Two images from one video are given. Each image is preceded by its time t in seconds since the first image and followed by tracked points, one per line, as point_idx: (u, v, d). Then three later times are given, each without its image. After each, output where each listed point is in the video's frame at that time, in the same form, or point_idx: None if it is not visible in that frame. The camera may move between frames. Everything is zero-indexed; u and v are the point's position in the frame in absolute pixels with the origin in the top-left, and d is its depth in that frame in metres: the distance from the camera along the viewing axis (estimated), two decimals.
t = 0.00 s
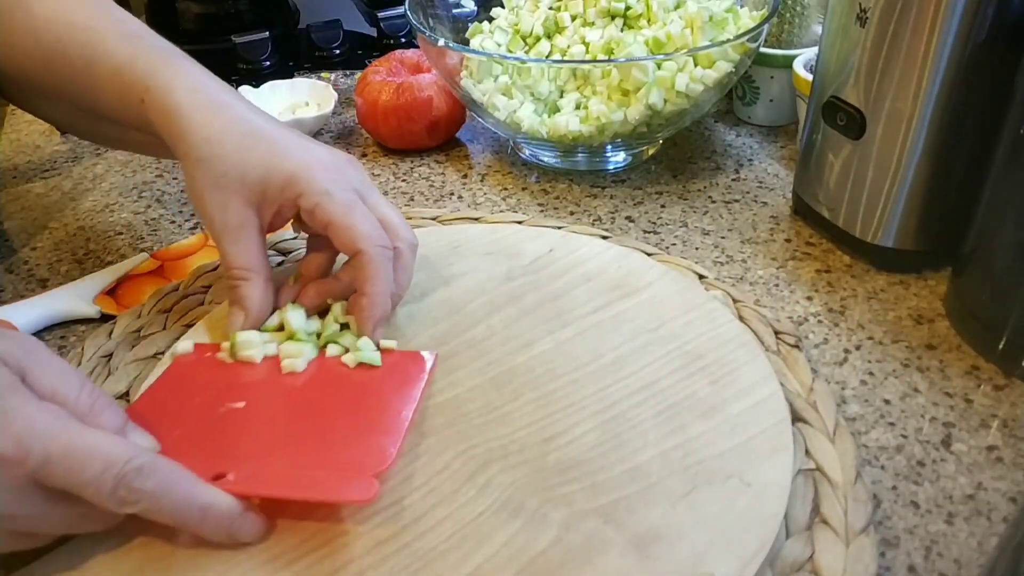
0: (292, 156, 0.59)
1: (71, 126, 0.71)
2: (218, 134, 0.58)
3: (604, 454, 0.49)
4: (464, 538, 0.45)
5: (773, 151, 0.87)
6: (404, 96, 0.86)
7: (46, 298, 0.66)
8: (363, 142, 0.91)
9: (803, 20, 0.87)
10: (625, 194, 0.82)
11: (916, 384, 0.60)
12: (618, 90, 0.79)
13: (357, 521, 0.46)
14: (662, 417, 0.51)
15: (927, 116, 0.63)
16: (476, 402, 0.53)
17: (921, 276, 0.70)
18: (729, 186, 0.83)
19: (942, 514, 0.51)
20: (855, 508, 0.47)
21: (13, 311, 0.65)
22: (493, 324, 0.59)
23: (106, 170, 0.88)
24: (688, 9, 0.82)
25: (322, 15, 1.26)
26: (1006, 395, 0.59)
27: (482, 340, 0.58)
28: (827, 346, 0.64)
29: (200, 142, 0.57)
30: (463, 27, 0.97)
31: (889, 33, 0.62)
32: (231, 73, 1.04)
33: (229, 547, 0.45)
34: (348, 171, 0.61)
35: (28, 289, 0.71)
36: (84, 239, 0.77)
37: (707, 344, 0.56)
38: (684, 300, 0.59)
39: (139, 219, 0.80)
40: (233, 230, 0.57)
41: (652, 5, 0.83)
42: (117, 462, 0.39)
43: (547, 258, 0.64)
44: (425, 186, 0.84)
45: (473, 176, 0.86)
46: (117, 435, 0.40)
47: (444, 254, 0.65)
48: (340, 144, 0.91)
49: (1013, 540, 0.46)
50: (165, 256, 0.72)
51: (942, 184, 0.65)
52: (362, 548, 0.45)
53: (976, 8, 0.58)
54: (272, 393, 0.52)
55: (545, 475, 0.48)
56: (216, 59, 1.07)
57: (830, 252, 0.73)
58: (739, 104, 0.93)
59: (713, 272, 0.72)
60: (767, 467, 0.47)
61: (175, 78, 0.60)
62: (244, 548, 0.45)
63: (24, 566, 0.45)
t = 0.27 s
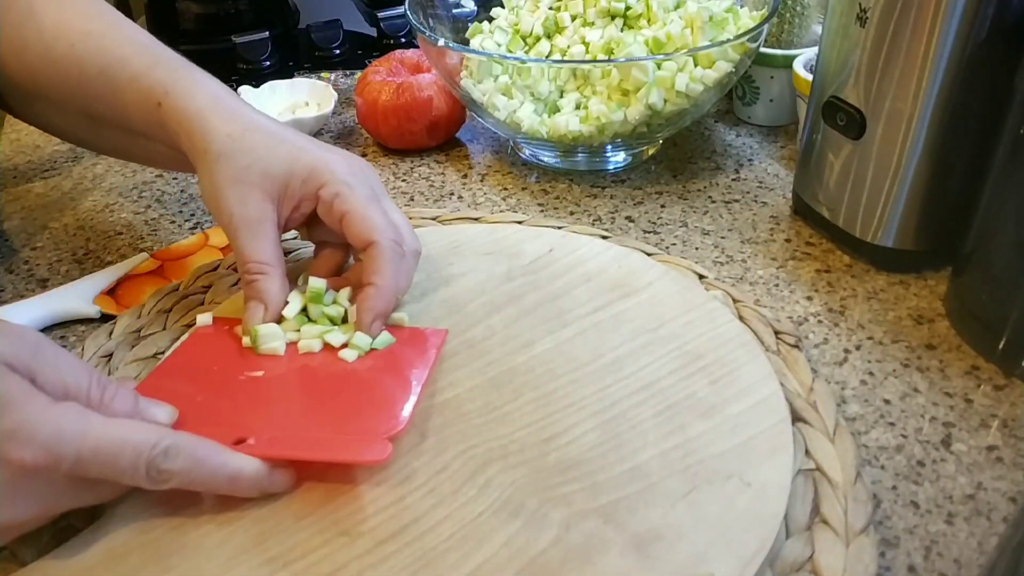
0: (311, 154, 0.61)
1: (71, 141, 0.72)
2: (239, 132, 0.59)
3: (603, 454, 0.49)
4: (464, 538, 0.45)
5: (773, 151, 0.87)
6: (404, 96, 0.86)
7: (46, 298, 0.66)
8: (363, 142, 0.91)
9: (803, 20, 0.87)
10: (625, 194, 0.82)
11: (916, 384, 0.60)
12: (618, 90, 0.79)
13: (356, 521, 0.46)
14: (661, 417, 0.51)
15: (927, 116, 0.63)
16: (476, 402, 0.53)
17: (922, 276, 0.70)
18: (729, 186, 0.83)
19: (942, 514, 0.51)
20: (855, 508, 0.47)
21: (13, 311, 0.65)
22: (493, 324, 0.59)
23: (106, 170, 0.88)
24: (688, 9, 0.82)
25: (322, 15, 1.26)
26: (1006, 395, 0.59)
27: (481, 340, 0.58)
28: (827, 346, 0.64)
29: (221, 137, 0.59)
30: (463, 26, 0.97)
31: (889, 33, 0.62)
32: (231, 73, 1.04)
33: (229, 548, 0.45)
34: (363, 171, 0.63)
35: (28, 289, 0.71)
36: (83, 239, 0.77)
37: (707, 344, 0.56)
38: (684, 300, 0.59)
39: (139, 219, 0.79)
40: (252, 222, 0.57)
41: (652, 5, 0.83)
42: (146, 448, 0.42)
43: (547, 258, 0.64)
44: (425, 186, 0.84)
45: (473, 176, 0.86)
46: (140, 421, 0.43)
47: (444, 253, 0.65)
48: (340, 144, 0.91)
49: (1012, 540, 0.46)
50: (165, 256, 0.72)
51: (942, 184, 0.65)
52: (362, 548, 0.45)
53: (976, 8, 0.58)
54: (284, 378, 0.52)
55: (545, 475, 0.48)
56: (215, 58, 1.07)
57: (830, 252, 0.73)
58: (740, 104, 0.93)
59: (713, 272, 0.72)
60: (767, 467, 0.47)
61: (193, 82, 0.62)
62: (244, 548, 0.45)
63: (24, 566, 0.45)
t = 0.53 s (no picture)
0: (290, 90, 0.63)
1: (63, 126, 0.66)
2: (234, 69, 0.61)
3: (603, 454, 0.49)
4: (464, 538, 0.45)
5: (773, 152, 0.87)
6: (404, 97, 0.86)
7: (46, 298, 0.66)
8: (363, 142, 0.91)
9: (803, 20, 0.87)
10: (625, 194, 0.82)
11: (916, 384, 0.60)
12: (618, 90, 0.79)
13: (357, 521, 0.46)
14: (662, 417, 0.51)
15: (927, 116, 0.63)
16: (476, 402, 0.53)
17: (921, 276, 0.70)
18: (729, 186, 0.83)
19: (942, 514, 0.51)
20: (855, 508, 0.47)
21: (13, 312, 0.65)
22: (493, 324, 0.59)
23: (106, 170, 0.88)
24: (688, 9, 0.82)
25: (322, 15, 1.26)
26: (1006, 395, 0.59)
27: (481, 340, 0.58)
28: (827, 346, 0.64)
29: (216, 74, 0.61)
30: (463, 27, 0.97)
31: (890, 33, 0.62)
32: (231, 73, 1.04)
33: (229, 547, 0.45)
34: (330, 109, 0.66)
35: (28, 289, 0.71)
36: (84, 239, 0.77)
37: (707, 343, 0.56)
38: (684, 300, 0.59)
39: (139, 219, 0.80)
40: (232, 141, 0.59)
41: (652, 5, 0.83)
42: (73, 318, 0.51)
43: (547, 258, 0.65)
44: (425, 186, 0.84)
45: (473, 176, 0.86)
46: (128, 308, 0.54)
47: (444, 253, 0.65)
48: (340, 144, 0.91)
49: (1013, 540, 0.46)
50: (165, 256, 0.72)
51: (942, 183, 0.65)
52: (362, 547, 0.45)
53: (976, 8, 0.58)
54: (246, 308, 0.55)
55: (545, 475, 0.48)
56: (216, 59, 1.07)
57: (830, 252, 0.73)
58: (739, 104, 0.93)
59: (712, 272, 0.72)
60: (766, 467, 0.47)
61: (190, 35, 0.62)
62: (244, 548, 0.45)
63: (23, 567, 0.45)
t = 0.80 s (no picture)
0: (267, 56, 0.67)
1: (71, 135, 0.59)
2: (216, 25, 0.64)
3: (603, 454, 0.49)
4: (464, 538, 0.45)
5: (773, 152, 0.87)
6: (404, 96, 0.86)
7: (47, 298, 0.66)
8: (363, 142, 0.91)
9: (803, 20, 0.87)
10: (625, 194, 0.82)
11: (916, 384, 0.60)
12: (618, 90, 0.79)
13: (357, 521, 0.46)
14: (662, 417, 0.51)
15: (927, 116, 0.63)
16: (476, 402, 0.53)
17: (921, 276, 0.70)
18: (729, 186, 0.83)
19: (942, 514, 0.51)
20: (854, 507, 0.47)
21: (13, 311, 0.65)
22: (493, 324, 0.59)
23: (106, 170, 0.88)
24: (688, 9, 0.83)
25: (323, 15, 1.26)
26: (1006, 395, 0.59)
27: (481, 340, 0.58)
28: (827, 346, 0.64)
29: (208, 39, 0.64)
30: (463, 26, 0.97)
31: (890, 33, 0.62)
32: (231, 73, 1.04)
33: (229, 548, 0.45)
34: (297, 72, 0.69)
35: (28, 289, 0.71)
36: (84, 239, 0.77)
37: (707, 343, 0.56)
38: (684, 300, 0.59)
39: (139, 219, 0.79)
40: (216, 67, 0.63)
41: (652, 5, 0.83)
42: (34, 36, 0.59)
43: (547, 258, 0.65)
44: (425, 186, 0.84)
45: (473, 176, 0.86)
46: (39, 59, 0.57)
47: (444, 254, 0.66)
48: (340, 144, 0.91)
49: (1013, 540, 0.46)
50: (165, 256, 0.72)
51: (942, 183, 0.65)
52: (362, 547, 0.45)
53: (976, 8, 0.58)
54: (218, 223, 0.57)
55: (545, 475, 0.48)
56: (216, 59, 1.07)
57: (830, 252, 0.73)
58: (739, 104, 0.93)
59: (713, 272, 0.72)
60: (766, 467, 0.47)
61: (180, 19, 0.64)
62: (244, 548, 0.45)
63: (23, 567, 0.45)
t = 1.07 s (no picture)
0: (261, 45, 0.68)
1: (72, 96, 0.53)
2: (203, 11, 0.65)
3: (603, 454, 0.49)
4: (464, 538, 0.45)
5: (773, 152, 0.87)
6: (404, 96, 0.86)
7: (46, 298, 0.66)
8: (363, 142, 0.91)
9: (803, 20, 0.87)
10: (625, 194, 0.82)
11: (916, 384, 0.60)
12: (618, 90, 0.79)
13: (357, 522, 0.46)
14: (662, 417, 0.51)
15: (927, 116, 0.63)
16: (476, 402, 0.53)
17: (921, 276, 0.70)
18: (729, 186, 0.83)
19: (942, 514, 0.51)
20: (854, 507, 0.47)
21: (13, 311, 0.65)
22: (494, 324, 0.59)
23: (106, 170, 0.88)
24: (688, 9, 0.83)
25: (323, 15, 1.26)
26: (1006, 395, 0.59)
27: (480, 341, 0.58)
28: (827, 346, 0.64)
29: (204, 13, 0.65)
30: (462, 26, 0.97)
31: (890, 33, 0.62)
32: (231, 73, 1.04)
33: (229, 548, 0.45)
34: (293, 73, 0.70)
35: (28, 289, 0.71)
36: (84, 239, 0.77)
37: (706, 343, 0.56)
38: (684, 300, 0.59)
39: (139, 219, 0.80)
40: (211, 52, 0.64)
41: (652, 5, 0.82)
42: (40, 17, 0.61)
43: (547, 258, 0.65)
44: (425, 186, 0.84)
45: (473, 176, 0.86)
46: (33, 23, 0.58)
47: (444, 254, 0.66)
48: (340, 144, 0.91)
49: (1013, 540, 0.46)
50: (165, 256, 0.72)
51: (942, 183, 0.65)
52: (362, 547, 0.45)
53: (976, 8, 0.58)
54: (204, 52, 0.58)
55: (545, 475, 0.48)
56: (216, 59, 1.07)
57: (830, 252, 0.73)
58: (739, 104, 0.93)
59: (712, 272, 0.72)
60: (766, 467, 0.47)
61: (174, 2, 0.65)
62: (244, 548, 0.45)
63: (23, 567, 0.45)
